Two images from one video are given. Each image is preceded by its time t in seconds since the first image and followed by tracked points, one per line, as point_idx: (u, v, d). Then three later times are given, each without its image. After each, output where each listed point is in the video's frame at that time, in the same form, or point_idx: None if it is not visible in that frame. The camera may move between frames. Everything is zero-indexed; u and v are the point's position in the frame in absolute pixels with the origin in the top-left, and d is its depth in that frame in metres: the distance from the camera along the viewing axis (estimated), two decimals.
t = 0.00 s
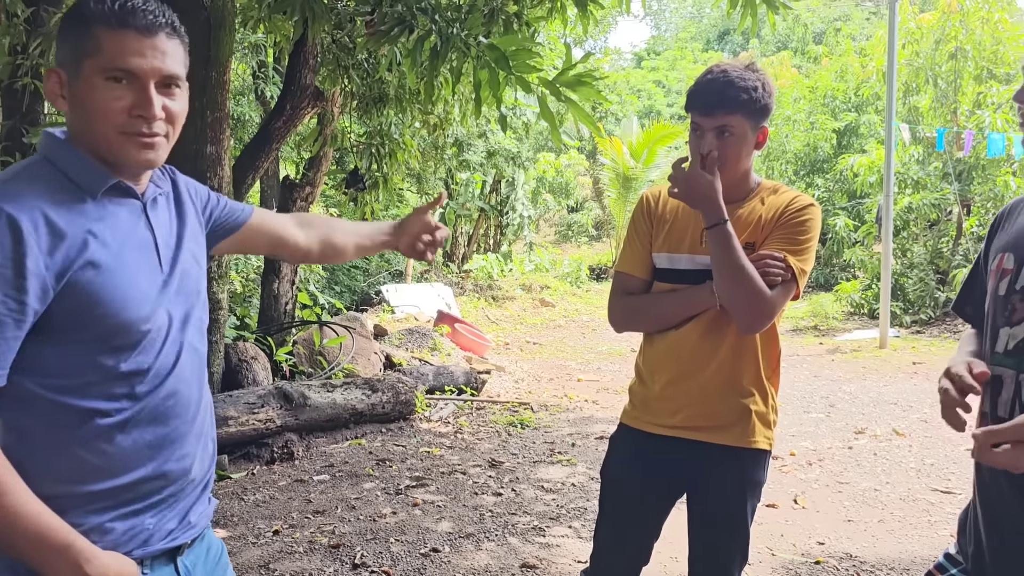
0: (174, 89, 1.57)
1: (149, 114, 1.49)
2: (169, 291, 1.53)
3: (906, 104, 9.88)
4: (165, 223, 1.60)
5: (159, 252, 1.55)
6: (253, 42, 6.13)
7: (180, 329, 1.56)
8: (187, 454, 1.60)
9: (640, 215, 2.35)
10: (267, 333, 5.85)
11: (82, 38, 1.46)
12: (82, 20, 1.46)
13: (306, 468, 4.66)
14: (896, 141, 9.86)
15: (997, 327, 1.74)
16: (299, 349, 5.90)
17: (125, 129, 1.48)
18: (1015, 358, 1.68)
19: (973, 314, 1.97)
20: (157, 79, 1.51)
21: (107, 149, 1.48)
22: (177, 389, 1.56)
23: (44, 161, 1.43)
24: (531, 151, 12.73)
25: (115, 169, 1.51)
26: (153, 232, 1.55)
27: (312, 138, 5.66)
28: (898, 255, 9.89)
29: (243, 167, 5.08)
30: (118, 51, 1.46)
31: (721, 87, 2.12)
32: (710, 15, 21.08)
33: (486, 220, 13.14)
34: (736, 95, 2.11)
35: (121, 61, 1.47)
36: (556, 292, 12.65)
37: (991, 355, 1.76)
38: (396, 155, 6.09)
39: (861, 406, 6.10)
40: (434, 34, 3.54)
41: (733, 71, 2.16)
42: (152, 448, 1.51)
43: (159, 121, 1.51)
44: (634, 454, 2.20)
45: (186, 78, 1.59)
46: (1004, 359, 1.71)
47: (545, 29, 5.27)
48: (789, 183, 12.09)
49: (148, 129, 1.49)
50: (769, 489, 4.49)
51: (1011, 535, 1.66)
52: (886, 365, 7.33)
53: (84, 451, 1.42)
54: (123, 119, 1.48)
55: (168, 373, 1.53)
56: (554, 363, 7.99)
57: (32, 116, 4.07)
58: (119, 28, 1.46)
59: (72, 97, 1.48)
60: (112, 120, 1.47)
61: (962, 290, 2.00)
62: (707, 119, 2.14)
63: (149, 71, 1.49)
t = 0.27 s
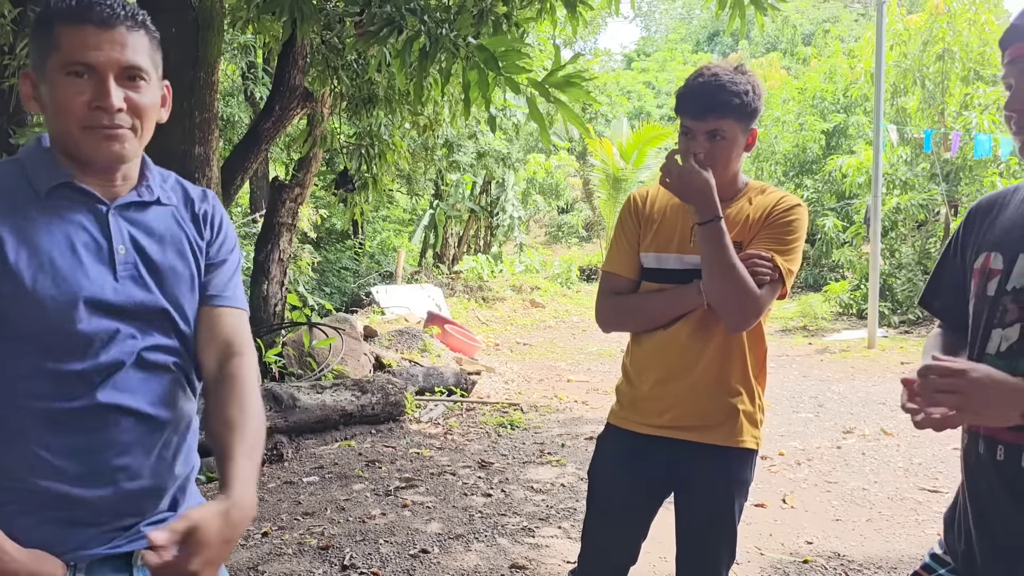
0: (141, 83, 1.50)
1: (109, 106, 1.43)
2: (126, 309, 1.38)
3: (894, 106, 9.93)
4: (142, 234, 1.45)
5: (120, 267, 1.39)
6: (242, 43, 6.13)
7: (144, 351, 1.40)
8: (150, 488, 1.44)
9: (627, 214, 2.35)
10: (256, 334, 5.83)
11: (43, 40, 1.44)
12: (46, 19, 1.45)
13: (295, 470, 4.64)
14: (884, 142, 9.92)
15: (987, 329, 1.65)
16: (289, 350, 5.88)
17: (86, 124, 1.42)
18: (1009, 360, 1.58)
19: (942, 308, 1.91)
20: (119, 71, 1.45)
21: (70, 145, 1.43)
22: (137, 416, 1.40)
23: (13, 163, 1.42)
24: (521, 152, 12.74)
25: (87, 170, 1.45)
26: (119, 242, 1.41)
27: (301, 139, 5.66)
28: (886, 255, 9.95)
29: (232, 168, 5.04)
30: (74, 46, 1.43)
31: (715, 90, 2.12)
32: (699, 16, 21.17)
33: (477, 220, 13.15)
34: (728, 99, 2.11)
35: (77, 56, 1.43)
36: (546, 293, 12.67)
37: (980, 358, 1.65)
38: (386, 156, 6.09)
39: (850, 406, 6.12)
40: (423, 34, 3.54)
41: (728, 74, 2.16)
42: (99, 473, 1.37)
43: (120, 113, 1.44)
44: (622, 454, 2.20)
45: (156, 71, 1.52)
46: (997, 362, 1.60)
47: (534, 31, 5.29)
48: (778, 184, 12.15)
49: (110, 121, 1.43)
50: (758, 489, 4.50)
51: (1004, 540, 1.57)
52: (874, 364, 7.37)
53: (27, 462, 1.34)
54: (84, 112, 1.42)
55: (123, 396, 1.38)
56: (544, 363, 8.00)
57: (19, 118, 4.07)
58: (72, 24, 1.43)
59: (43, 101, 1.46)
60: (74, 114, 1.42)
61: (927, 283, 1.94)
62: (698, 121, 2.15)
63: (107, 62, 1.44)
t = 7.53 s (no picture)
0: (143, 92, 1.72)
1: (132, 106, 1.64)
2: (120, 313, 1.57)
3: (883, 114, 9.99)
4: (135, 250, 1.65)
5: (117, 274, 1.58)
6: (234, 56, 6.15)
7: (132, 351, 1.58)
8: (127, 475, 1.60)
9: (599, 215, 2.34)
10: (249, 347, 5.83)
11: (55, 48, 1.61)
12: (53, 32, 1.62)
13: (290, 483, 4.63)
14: (874, 150, 9.98)
15: (974, 333, 1.65)
16: (282, 363, 5.88)
17: (109, 123, 1.61)
18: (997, 363, 1.57)
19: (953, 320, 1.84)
20: (131, 77, 1.66)
21: (93, 143, 1.60)
22: (127, 408, 1.58)
23: (11, 175, 1.55)
24: (513, 163, 12.78)
25: (99, 166, 1.62)
26: (117, 254, 1.60)
27: (293, 152, 5.67)
28: (877, 263, 10.00)
29: (225, 181, 5.03)
30: (92, 54, 1.62)
31: (668, 133, 2.11)
32: (689, 26, 21.30)
33: (470, 231, 13.16)
34: (684, 140, 2.11)
35: (97, 63, 1.62)
36: (540, 303, 12.66)
37: (968, 361, 1.65)
38: (378, 168, 6.11)
39: (843, 413, 6.13)
40: (415, 47, 3.56)
41: (674, 110, 2.14)
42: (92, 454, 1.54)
43: (136, 115, 1.65)
44: (598, 466, 2.26)
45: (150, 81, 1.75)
46: (985, 364, 1.60)
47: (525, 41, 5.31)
48: (770, 193, 12.21)
49: (132, 120, 1.63)
50: (752, 497, 4.50)
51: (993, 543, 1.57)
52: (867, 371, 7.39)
53: (21, 442, 1.49)
54: (105, 112, 1.60)
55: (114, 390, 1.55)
56: (538, 373, 8.01)
57: (11, 131, 4.04)
58: (91, 35, 1.64)
59: (52, 106, 1.60)
60: (96, 115, 1.60)
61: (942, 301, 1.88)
62: (662, 168, 2.15)
63: (123, 69, 1.65)
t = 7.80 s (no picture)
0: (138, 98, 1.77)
1: (140, 114, 1.70)
2: (120, 311, 1.60)
3: (880, 115, 10.01)
4: (128, 249, 1.68)
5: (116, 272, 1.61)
6: (231, 59, 6.15)
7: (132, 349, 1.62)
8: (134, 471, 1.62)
9: (594, 213, 2.34)
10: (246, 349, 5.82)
11: (66, 51, 1.64)
12: (60, 36, 1.65)
13: (287, 485, 4.63)
14: (871, 152, 9.99)
15: (970, 332, 1.65)
16: (280, 365, 5.88)
17: (121, 128, 1.67)
18: (990, 362, 1.58)
19: (946, 324, 1.87)
20: (134, 86, 1.72)
21: (106, 147, 1.65)
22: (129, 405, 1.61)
23: (8, 175, 1.56)
24: (510, 165, 12.77)
25: (108, 168, 1.67)
26: (115, 253, 1.63)
27: (290, 154, 5.67)
28: (874, 264, 10.01)
29: (222, 183, 5.03)
30: (105, 61, 1.67)
31: (666, 134, 2.11)
32: (686, 28, 21.33)
33: (467, 233, 13.16)
34: (682, 139, 2.12)
35: (110, 70, 1.67)
36: (537, 304, 12.66)
37: (964, 361, 1.65)
38: (375, 170, 6.11)
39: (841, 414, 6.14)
40: (411, 49, 3.56)
41: (672, 111, 2.15)
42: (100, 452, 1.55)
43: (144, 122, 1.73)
44: (594, 468, 2.26)
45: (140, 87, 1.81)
46: (978, 364, 1.61)
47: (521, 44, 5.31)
48: (767, 194, 12.22)
49: (140, 127, 1.70)
50: (750, 498, 4.50)
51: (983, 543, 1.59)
52: (865, 372, 7.40)
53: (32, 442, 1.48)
54: (123, 118, 1.67)
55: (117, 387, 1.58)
56: (536, 375, 8.00)
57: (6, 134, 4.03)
58: (100, 42, 1.68)
59: (63, 107, 1.62)
60: (110, 120, 1.65)
61: (934, 299, 1.90)
62: (661, 168, 2.15)
63: (127, 77, 1.71)
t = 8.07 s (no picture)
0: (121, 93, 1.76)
1: (124, 107, 1.70)
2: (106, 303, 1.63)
3: (871, 113, 10.04)
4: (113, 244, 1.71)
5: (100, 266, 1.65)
6: (222, 56, 6.13)
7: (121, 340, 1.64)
8: (125, 463, 1.63)
9: (583, 214, 2.35)
10: (238, 348, 5.80)
11: (46, 46, 1.63)
12: (41, 32, 1.64)
13: (279, 484, 4.63)
14: (862, 150, 10.02)
15: (956, 330, 1.66)
16: (272, 364, 5.87)
17: (104, 121, 1.66)
18: (977, 359, 1.59)
19: (929, 326, 1.89)
20: (117, 80, 1.72)
21: (90, 140, 1.64)
22: (119, 397, 1.62)
23: None
24: (503, 163, 12.77)
25: (90, 161, 1.66)
26: (99, 247, 1.66)
27: (282, 152, 5.66)
28: (865, 262, 10.05)
29: (213, 181, 5.03)
30: (87, 55, 1.66)
31: (657, 138, 2.12)
32: (678, 27, 21.35)
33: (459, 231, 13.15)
34: (673, 144, 2.13)
35: (91, 63, 1.66)
36: (529, 302, 12.66)
37: (950, 358, 1.66)
38: (367, 168, 6.10)
39: (832, 412, 6.17)
40: (404, 47, 3.56)
41: (664, 115, 2.15)
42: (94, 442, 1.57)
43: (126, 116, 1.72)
44: (586, 467, 2.26)
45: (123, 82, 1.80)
46: (965, 360, 1.62)
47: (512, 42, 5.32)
48: (758, 192, 12.25)
49: (123, 120, 1.69)
50: (741, 495, 4.52)
51: (973, 541, 1.59)
52: (856, 370, 7.43)
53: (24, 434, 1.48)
54: (104, 111, 1.66)
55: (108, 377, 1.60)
56: (528, 373, 8.01)
57: None
58: (82, 36, 1.68)
59: (46, 102, 1.62)
60: (94, 114, 1.64)
61: (916, 299, 1.92)
62: (651, 172, 2.15)
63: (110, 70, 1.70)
